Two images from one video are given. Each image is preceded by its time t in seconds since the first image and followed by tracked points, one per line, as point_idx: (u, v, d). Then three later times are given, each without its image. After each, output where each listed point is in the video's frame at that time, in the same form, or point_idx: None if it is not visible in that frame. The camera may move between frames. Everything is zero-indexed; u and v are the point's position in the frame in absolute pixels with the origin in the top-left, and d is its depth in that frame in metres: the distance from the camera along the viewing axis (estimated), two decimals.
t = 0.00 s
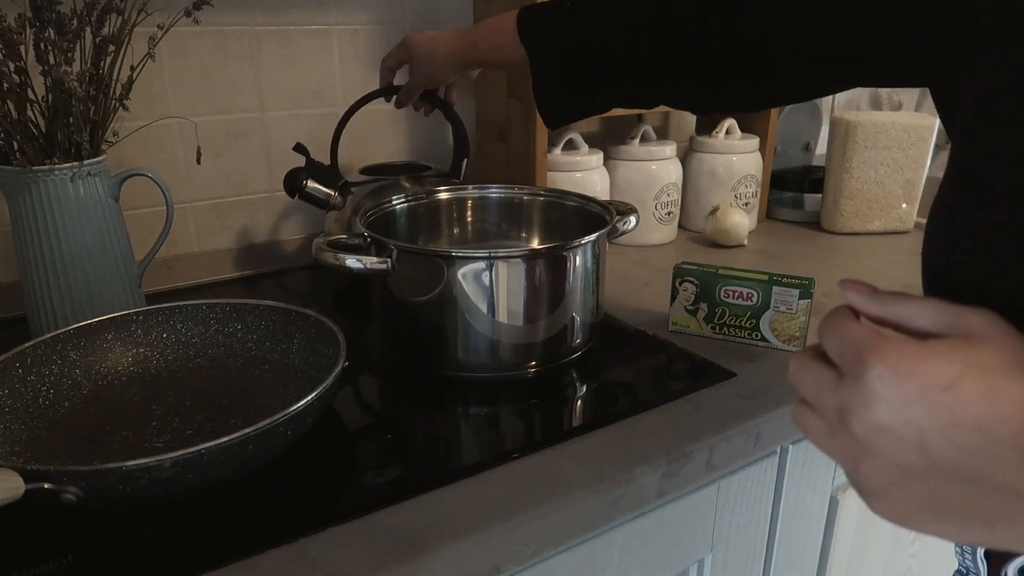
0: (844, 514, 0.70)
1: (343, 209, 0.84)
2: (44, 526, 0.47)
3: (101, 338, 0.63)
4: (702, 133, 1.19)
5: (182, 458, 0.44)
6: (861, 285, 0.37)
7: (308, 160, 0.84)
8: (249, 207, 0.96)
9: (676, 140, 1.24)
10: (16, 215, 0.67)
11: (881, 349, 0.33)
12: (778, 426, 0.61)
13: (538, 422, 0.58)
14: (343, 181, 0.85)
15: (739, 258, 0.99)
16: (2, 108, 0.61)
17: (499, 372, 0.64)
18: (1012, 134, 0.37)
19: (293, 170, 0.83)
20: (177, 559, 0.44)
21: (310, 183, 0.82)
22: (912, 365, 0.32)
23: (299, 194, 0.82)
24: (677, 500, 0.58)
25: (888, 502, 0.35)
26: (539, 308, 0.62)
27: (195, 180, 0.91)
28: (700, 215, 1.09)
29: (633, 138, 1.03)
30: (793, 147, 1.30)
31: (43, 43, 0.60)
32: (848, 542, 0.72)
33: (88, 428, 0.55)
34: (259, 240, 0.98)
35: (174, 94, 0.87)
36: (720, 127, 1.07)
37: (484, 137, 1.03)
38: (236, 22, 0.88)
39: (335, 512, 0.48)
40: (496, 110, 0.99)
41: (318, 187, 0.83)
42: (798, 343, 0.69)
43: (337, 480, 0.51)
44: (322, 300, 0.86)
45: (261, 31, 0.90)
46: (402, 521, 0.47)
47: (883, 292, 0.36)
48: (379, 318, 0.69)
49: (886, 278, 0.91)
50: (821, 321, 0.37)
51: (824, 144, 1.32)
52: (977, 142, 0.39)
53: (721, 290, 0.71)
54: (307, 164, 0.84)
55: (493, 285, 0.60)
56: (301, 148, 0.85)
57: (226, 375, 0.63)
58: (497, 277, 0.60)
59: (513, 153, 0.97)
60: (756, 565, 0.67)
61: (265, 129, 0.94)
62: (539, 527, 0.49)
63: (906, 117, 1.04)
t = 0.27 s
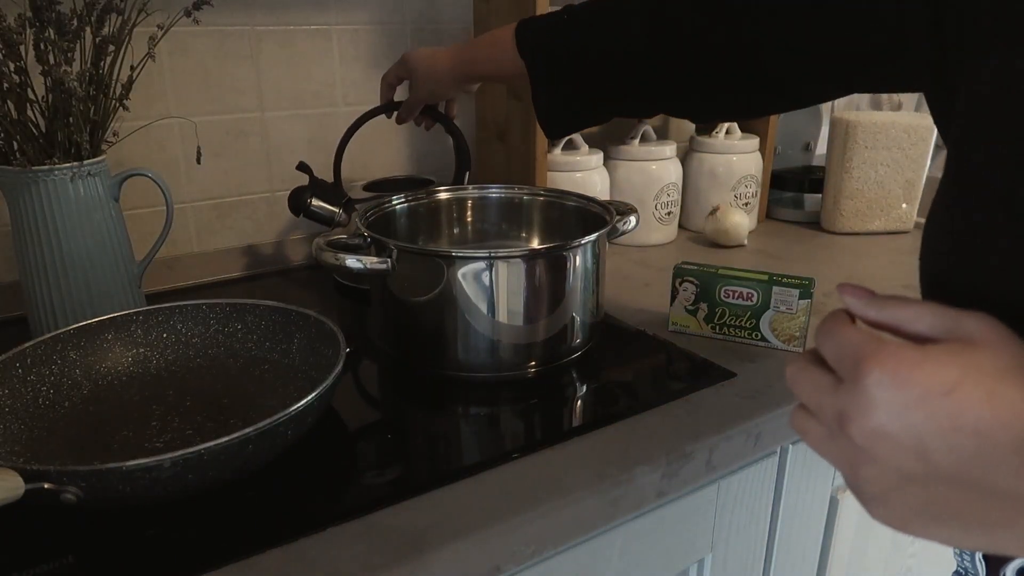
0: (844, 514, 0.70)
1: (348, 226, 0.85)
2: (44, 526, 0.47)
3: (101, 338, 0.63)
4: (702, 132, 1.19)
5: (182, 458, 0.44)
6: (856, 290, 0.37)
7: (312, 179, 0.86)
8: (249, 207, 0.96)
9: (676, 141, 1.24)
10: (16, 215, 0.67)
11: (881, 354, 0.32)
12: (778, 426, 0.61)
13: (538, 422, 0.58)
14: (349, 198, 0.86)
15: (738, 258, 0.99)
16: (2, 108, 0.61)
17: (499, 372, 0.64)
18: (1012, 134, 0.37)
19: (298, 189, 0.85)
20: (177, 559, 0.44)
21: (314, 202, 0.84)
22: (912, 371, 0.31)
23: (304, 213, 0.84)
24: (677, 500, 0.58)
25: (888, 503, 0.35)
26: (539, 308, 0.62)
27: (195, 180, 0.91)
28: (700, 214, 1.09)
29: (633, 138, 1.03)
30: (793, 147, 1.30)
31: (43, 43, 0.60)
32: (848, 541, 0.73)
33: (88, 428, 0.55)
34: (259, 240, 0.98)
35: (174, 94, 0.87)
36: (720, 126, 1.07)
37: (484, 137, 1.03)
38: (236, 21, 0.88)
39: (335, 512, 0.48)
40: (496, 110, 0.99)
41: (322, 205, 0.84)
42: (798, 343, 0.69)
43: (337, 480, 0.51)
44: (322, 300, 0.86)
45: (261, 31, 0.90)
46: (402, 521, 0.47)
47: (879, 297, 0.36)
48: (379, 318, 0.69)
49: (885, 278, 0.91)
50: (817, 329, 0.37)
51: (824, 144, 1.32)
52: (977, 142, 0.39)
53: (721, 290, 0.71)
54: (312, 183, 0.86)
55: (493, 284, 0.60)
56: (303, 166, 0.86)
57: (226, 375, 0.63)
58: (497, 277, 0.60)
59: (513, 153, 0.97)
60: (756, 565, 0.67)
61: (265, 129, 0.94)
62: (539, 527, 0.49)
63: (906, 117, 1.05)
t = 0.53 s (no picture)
0: (844, 514, 0.70)
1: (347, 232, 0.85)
2: (43, 526, 0.47)
3: (101, 338, 0.63)
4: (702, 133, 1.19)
5: (182, 457, 0.44)
6: (854, 294, 0.37)
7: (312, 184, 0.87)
8: (249, 207, 0.96)
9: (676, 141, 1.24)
10: (16, 215, 0.67)
11: (879, 358, 0.32)
12: (778, 426, 0.61)
13: (538, 422, 0.58)
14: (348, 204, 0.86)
15: (738, 258, 0.99)
16: (3, 108, 0.61)
17: (499, 372, 0.64)
18: (1011, 134, 0.37)
19: (297, 194, 0.85)
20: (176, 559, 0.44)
21: (313, 208, 0.84)
22: (909, 375, 0.31)
23: (303, 218, 0.84)
24: (677, 500, 0.58)
25: (888, 503, 0.35)
26: (539, 308, 0.62)
27: (195, 180, 0.91)
28: (700, 214, 1.09)
29: (633, 138, 1.03)
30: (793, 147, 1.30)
31: (43, 43, 0.60)
32: (848, 541, 0.72)
33: (87, 428, 0.55)
34: (259, 240, 0.98)
35: (174, 94, 0.87)
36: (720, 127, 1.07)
37: (484, 137, 1.03)
38: (236, 22, 0.88)
39: (335, 512, 0.48)
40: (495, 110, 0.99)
41: (321, 212, 0.84)
42: (798, 343, 0.69)
43: (337, 480, 0.51)
44: (322, 300, 0.86)
45: (261, 31, 0.90)
46: (402, 522, 0.47)
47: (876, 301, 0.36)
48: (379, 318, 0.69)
49: (885, 278, 0.91)
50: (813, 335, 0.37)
51: (824, 144, 1.32)
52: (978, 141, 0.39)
53: (721, 291, 0.70)
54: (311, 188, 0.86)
55: (493, 284, 0.60)
56: (304, 172, 0.87)
57: (226, 375, 0.63)
58: (497, 277, 0.60)
59: (513, 153, 0.97)
60: (756, 565, 0.67)
61: (265, 129, 0.94)
62: (539, 528, 0.49)
63: (905, 117, 1.05)
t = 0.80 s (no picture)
0: (844, 513, 0.70)
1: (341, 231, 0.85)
2: (43, 526, 0.47)
3: (101, 338, 0.63)
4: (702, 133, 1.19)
5: (182, 457, 0.44)
6: (844, 295, 0.36)
7: (307, 183, 0.86)
8: (249, 206, 0.96)
9: (676, 141, 1.24)
10: (16, 215, 0.67)
11: (868, 361, 0.32)
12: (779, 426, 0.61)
13: (537, 423, 0.58)
14: (340, 203, 0.86)
15: (738, 258, 0.99)
16: (3, 108, 0.61)
17: (499, 372, 0.64)
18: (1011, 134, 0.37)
19: (292, 192, 0.84)
20: (176, 560, 0.44)
21: (308, 206, 0.84)
22: (896, 380, 0.31)
23: (298, 216, 0.84)
24: (677, 500, 0.58)
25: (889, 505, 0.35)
26: (538, 307, 0.62)
27: (195, 180, 0.91)
28: (700, 214, 1.09)
29: (633, 137, 1.03)
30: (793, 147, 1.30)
31: (43, 43, 0.60)
32: (848, 541, 0.73)
33: (87, 428, 0.55)
34: (259, 240, 0.98)
35: (174, 94, 0.87)
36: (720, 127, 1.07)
37: (484, 137, 1.03)
38: (236, 21, 0.88)
39: (335, 512, 0.48)
40: (495, 111, 0.99)
41: (316, 210, 0.84)
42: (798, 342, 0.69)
43: (337, 480, 0.51)
44: (322, 301, 0.86)
45: (260, 31, 0.90)
46: (401, 522, 0.47)
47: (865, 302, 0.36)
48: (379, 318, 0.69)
49: (884, 278, 0.91)
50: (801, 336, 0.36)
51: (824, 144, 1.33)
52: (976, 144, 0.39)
53: (721, 291, 0.70)
54: (307, 186, 0.86)
55: (493, 284, 0.60)
56: (300, 172, 0.86)
57: (225, 375, 0.63)
58: (497, 277, 0.60)
59: (513, 154, 0.97)
60: (756, 564, 0.67)
61: (265, 129, 0.94)
62: (539, 528, 0.49)
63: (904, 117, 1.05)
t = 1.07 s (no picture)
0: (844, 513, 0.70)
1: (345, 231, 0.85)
2: (43, 526, 0.47)
3: (101, 338, 0.63)
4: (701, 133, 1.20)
5: (182, 457, 0.44)
6: (834, 290, 0.39)
7: (311, 183, 0.86)
8: (249, 207, 0.96)
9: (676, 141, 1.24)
10: (16, 215, 0.67)
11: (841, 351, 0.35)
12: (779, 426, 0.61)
13: (537, 422, 0.58)
14: (345, 204, 0.86)
15: (738, 258, 0.99)
16: (3, 108, 0.61)
17: (499, 373, 0.64)
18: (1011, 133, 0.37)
19: (295, 193, 0.85)
20: (176, 560, 0.44)
21: (311, 207, 0.84)
22: (868, 369, 0.34)
23: (303, 217, 0.84)
24: (677, 500, 0.58)
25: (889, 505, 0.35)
26: (538, 307, 0.62)
27: (195, 180, 0.91)
28: (700, 215, 1.09)
29: (633, 138, 1.03)
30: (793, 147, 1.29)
31: (43, 43, 0.60)
32: (848, 541, 0.73)
33: (87, 428, 0.55)
34: (259, 240, 0.98)
35: (174, 94, 0.87)
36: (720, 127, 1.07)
37: (484, 137, 1.03)
38: (236, 22, 0.88)
39: (335, 512, 0.48)
40: (495, 111, 0.99)
41: (322, 211, 0.84)
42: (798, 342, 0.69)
43: (337, 480, 0.51)
44: (322, 301, 0.86)
45: (260, 31, 0.90)
46: (401, 522, 0.47)
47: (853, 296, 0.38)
48: (379, 318, 0.69)
49: (884, 278, 0.91)
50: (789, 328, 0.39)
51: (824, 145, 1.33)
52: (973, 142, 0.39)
53: (721, 291, 0.70)
54: (310, 187, 0.86)
55: (493, 284, 0.60)
56: (305, 173, 0.86)
57: (225, 375, 0.63)
58: (497, 276, 0.60)
59: (513, 154, 0.97)
60: (756, 565, 0.67)
61: (265, 129, 0.94)
62: (539, 528, 0.49)
63: (904, 117, 1.05)
